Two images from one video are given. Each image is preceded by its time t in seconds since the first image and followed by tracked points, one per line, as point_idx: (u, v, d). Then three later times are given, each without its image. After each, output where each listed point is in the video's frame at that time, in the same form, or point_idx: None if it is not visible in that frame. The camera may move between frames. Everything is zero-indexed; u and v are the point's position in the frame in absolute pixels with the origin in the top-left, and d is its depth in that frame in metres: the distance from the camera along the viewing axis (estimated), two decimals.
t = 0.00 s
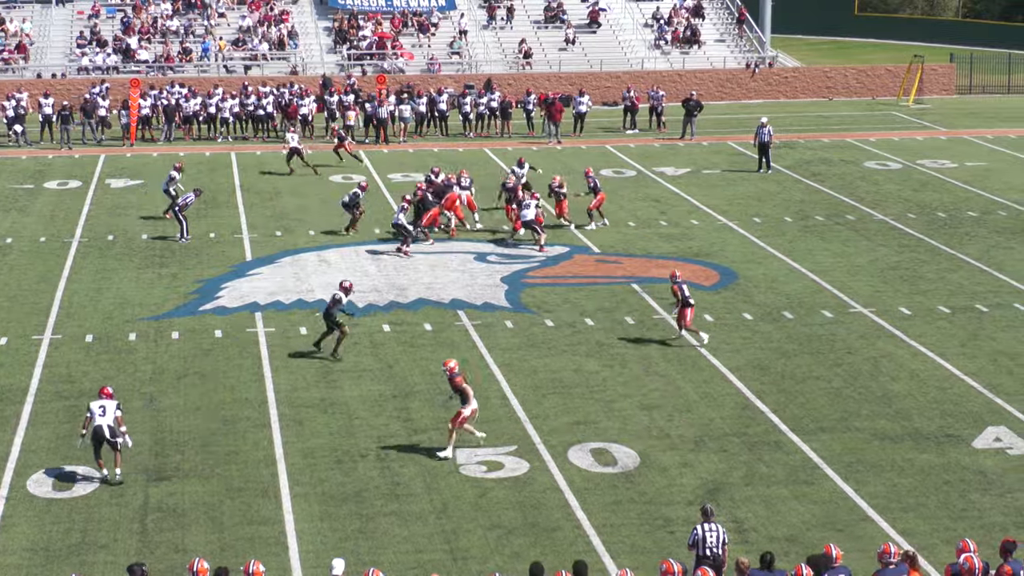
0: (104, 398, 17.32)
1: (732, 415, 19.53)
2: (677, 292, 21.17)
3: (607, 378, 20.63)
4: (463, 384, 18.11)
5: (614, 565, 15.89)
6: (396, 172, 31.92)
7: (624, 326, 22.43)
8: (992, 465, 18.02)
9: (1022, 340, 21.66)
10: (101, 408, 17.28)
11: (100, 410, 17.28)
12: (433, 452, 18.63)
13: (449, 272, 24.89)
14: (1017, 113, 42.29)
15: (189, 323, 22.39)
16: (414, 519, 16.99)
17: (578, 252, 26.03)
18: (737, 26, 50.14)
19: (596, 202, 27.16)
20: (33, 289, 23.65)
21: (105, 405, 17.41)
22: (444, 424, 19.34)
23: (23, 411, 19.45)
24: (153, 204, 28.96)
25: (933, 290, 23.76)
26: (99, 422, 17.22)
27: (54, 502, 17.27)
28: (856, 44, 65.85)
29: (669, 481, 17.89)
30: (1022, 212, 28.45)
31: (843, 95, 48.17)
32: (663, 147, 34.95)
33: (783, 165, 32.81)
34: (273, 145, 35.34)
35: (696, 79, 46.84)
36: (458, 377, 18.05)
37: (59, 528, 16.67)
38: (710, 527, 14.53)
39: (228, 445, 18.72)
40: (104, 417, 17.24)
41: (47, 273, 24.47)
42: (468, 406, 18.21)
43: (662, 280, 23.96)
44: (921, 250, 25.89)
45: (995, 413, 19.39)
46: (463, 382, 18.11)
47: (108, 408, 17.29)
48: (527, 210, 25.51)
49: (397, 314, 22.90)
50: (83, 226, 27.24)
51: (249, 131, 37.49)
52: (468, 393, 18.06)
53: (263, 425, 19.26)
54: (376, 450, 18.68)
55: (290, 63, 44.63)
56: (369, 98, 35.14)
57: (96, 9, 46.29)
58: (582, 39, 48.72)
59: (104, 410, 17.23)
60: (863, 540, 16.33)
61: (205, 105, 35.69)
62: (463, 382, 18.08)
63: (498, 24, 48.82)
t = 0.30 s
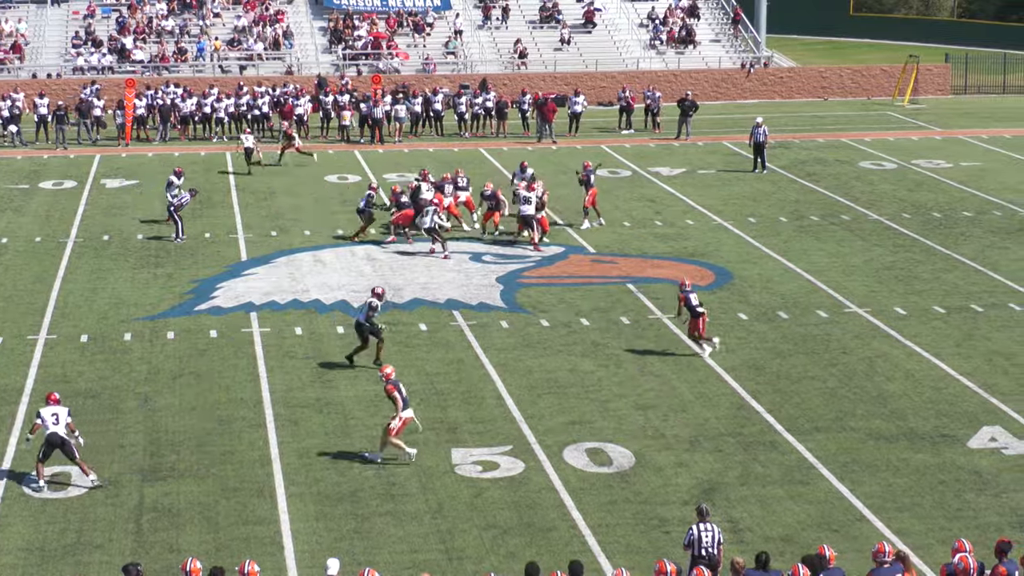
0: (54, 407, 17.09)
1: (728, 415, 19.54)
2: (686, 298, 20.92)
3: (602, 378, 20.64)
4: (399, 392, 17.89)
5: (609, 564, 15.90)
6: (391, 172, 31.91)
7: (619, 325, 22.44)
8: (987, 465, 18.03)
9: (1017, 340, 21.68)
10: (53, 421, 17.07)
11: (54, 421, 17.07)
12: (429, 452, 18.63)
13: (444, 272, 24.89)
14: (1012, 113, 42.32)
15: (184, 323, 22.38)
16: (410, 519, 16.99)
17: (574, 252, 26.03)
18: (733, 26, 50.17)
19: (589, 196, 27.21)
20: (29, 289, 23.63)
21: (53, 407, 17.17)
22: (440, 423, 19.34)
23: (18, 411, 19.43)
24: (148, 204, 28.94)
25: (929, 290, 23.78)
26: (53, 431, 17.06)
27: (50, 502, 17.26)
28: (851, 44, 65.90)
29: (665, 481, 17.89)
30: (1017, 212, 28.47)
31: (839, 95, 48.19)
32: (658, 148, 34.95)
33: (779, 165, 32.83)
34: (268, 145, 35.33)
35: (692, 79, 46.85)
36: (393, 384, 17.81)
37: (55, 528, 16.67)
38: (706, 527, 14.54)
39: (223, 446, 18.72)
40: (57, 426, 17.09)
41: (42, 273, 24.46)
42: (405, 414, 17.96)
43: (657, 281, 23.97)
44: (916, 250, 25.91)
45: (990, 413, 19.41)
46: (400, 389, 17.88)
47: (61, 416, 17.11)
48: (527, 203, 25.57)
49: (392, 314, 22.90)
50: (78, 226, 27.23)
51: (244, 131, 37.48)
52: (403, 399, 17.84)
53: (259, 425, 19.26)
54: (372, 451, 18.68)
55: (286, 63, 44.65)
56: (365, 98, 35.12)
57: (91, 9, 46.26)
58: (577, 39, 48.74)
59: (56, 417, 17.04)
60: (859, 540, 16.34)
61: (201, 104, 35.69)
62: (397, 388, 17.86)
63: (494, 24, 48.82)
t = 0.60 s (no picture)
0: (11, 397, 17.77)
1: (725, 415, 19.52)
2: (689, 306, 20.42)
3: (600, 378, 20.63)
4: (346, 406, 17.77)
5: (607, 564, 15.89)
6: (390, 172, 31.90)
7: (618, 325, 22.43)
8: (985, 465, 18.02)
9: (1015, 340, 21.66)
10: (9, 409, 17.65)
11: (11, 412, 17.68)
12: (427, 451, 18.63)
13: (442, 272, 24.89)
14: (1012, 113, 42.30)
15: (182, 322, 22.38)
16: (407, 518, 16.99)
17: (572, 251, 26.02)
18: (731, 26, 50.15)
19: (586, 196, 27.32)
20: (27, 288, 23.63)
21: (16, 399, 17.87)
22: (438, 423, 19.34)
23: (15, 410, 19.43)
24: (147, 203, 28.93)
25: (927, 290, 23.76)
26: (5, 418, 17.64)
27: (47, 501, 17.26)
28: (849, 44, 65.85)
29: (663, 481, 17.89)
30: (1016, 211, 28.45)
31: (837, 95, 48.16)
32: (657, 147, 34.94)
33: (777, 164, 32.82)
34: (267, 144, 35.33)
35: (689, 80, 46.81)
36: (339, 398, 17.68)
37: (52, 527, 16.67)
38: (703, 527, 14.53)
39: (221, 445, 18.72)
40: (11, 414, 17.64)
41: (40, 272, 24.45)
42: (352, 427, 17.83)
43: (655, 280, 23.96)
44: (915, 250, 25.90)
45: (988, 413, 19.41)
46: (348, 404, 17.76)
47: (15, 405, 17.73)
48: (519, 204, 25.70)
49: (390, 314, 22.89)
50: (76, 225, 27.23)
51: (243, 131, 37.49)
52: (350, 413, 17.73)
53: (257, 425, 19.26)
54: (370, 450, 18.68)
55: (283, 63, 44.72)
56: (363, 97, 35.11)
57: (89, 8, 46.24)
58: (575, 38, 48.73)
59: (12, 407, 17.69)
60: (857, 540, 16.34)
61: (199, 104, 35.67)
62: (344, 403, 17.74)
63: (492, 23, 48.78)
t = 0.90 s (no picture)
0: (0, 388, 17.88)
1: (739, 414, 19.49)
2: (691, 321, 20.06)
3: (613, 376, 20.62)
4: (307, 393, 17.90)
5: (620, 563, 15.88)
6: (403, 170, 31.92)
7: (631, 323, 22.41)
8: (1000, 465, 17.97)
9: None
10: None
11: None
12: (440, 450, 18.64)
13: (455, 270, 24.90)
14: None
15: (195, 319, 22.43)
16: (420, 516, 17.00)
17: (585, 250, 26.00)
18: (746, 25, 50.11)
19: (601, 191, 27.34)
20: (42, 285, 23.70)
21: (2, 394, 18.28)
22: (451, 421, 19.35)
23: (29, 407, 19.48)
24: (162, 201, 29.00)
25: (941, 290, 23.70)
26: None
27: (61, 497, 17.31)
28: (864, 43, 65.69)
29: (676, 479, 17.87)
30: None
31: (851, 93, 48.14)
32: (671, 146, 34.90)
33: (791, 164, 32.76)
34: (282, 142, 35.42)
35: (703, 78, 46.77)
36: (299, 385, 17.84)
37: (67, 523, 16.71)
38: (717, 526, 14.50)
39: (236, 442, 18.76)
40: None
41: (55, 269, 24.52)
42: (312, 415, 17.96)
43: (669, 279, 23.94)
44: (929, 249, 25.84)
45: (1003, 413, 19.35)
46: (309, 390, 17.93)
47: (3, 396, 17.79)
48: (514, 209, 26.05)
49: (403, 312, 22.91)
50: (91, 223, 27.30)
51: (258, 129, 37.56)
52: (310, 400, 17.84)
53: (270, 422, 19.30)
54: (383, 448, 18.70)
55: (297, 62, 44.97)
56: (377, 96, 35.14)
57: (103, 6, 46.37)
58: (589, 37, 48.70)
59: None
60: (871, 539, 16.30)
61: (213, 102, 35.79)
62: (304, 390, 17.90)
63: (505, 22, 48.75)
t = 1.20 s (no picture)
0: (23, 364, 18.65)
1: (762, 411, 19.45)
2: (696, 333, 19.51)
3: (635, 373, 20.59)
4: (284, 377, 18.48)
5: (642, 560, 15.87)
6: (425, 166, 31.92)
7: (653, 320, 22.38)
8: None
9: None
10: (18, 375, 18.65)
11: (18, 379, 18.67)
12: (462, 446, 18.64)
13: (477, 267, 24.89)
14: None
15: (218, 315, 22.45)
16: (442, 513, 17.00)
17: (607, 246, 25.97)
18: (769, 21, 49.99)
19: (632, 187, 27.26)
20: (65, 281, 23.76)
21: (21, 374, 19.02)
22: (473, 417, 19.35)
23: (53, 404, 19.53)
24: (184, 197, 29.05)
25: (965, 287, 23.62)
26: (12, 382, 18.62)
27: (84, 493, 17.35)
28: (888, 39, 65.51)
29: (698, 476, 17.84)
30: None
31: (874, 90, 47.98)
32: (693, 142, 34.85)
33: (814, 160, 32.68)
34: (305, 138, 35.45)
35: (726, 74, 46.75)
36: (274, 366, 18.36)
37: (89, 518, 16.75)
38: (738, 522, 14.43)
39: (258, 438, 18.79)
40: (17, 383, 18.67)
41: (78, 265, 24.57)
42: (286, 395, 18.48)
43: (691, 276, 23.90)
44: (952, 246, 25.75)
45: None
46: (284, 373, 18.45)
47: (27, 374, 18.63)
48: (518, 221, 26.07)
49: (425, 308, 22.91)
50: (114, 218, 27.36)
51: (280, 125, 37.60)
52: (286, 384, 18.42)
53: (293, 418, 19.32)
54: (405, 444, 18.70)
55: (320, 58, 44.88)
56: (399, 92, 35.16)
57: (126, 2, 46.44)
58: (611, 34, 48.63)
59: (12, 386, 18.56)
60: (894, 537, 16.26)
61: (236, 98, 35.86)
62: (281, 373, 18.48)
63: (528, 18, 48.71)
